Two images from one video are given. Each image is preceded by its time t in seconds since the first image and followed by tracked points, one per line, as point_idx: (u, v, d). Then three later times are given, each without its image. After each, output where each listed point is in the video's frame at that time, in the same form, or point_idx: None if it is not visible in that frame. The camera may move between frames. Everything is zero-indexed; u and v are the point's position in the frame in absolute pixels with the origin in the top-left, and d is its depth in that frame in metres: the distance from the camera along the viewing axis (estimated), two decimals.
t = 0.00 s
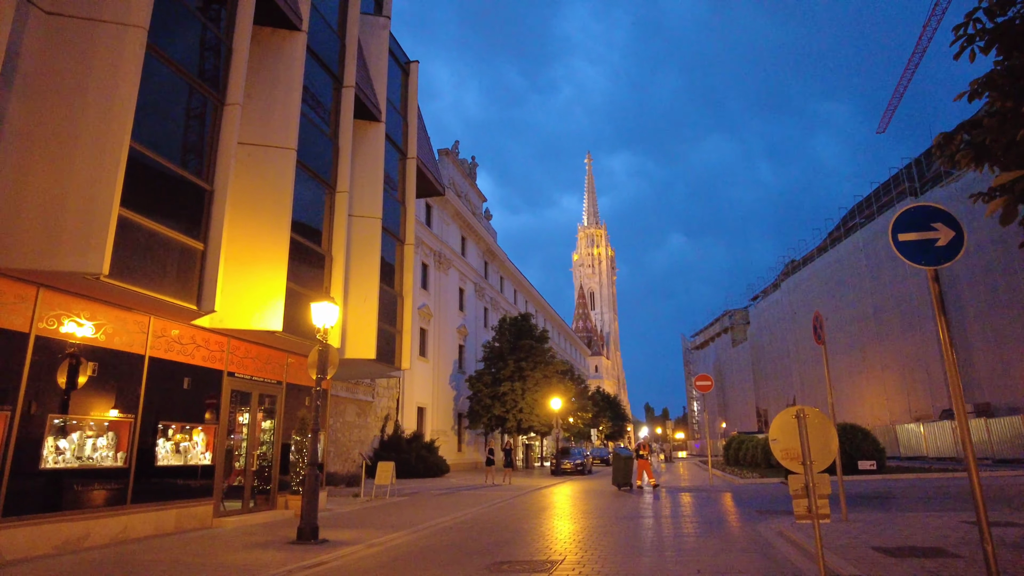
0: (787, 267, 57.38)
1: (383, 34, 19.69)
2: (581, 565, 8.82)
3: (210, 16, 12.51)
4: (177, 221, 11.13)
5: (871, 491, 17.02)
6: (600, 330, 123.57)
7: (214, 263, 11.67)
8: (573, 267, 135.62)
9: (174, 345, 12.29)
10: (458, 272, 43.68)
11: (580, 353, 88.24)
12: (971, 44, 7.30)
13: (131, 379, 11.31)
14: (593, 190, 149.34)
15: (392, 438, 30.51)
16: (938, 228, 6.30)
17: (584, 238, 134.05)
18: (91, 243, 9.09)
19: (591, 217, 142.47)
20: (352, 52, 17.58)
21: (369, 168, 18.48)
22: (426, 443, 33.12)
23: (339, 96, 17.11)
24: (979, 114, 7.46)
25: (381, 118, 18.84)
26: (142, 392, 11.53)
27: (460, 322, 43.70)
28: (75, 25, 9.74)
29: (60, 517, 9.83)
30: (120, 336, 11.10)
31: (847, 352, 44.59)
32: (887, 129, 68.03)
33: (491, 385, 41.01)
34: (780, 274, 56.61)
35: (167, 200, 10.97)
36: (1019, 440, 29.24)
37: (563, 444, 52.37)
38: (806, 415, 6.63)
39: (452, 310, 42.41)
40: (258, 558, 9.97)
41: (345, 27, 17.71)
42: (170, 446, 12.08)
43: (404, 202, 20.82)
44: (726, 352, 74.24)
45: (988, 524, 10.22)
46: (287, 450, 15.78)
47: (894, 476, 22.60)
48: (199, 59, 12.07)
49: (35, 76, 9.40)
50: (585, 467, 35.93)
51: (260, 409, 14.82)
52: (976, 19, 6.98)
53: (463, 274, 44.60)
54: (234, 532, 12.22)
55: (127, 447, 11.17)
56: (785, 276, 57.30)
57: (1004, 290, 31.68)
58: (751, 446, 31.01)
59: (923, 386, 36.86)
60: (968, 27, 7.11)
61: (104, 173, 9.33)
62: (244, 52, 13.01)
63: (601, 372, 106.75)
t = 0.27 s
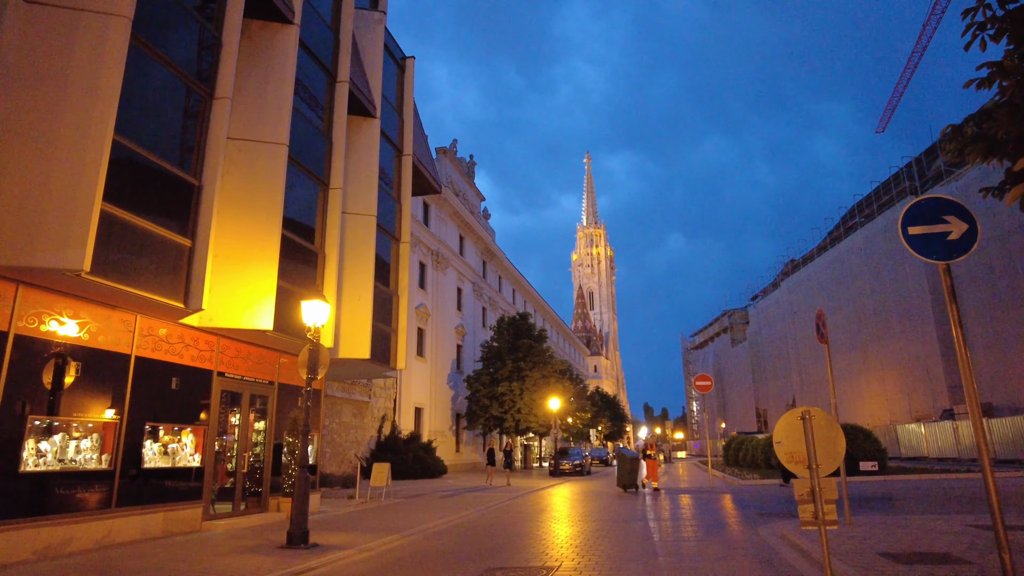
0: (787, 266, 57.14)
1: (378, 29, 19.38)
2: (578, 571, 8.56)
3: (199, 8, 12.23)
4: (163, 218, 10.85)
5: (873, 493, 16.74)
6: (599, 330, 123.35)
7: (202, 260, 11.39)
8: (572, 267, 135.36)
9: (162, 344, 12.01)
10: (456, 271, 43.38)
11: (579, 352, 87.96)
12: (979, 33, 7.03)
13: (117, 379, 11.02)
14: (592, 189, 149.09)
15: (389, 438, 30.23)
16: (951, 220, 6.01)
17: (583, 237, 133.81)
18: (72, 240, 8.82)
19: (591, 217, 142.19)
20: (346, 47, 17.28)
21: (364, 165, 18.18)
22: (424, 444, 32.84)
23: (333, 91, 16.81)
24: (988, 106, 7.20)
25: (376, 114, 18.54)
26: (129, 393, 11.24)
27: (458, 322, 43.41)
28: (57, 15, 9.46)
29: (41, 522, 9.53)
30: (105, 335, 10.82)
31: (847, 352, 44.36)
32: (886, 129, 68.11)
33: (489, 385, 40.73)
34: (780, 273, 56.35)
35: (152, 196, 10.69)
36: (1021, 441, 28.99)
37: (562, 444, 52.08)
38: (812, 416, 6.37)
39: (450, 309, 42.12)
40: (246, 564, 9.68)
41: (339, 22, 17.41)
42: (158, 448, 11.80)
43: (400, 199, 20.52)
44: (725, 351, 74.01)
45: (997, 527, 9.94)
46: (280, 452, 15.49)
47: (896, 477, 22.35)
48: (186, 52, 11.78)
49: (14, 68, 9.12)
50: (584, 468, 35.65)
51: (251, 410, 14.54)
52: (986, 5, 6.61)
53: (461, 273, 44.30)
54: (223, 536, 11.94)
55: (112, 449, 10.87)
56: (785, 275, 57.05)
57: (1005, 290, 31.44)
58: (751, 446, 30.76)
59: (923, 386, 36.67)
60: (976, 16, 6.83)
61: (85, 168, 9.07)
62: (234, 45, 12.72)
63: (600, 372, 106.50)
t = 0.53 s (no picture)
0: (789, 266, 56.85)
1: (377, 25, 19.17)
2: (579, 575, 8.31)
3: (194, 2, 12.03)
4: (156, 214, 10.64)
5: (880, 495, 16.48)
6: (600, 331, 122.99)
7: (196, 257, 11.19)
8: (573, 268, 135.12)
9: (156, 343, 11.80)
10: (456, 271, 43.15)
11: (580, 353, 87.69)
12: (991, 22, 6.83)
13: (110, 379, 10.80)
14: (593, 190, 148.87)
15: (389, 439, 30.01)
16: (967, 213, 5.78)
17: (585, 238, 133.60)
18: (61, 235, 8.62)
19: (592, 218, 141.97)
20: (345, 43, 17.07)
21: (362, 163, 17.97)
22: (424, 445, 32.62)
23: (331, 88, 16.61)
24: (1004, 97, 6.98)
25: (375, 112, 18.32)
26: (122, 393, 11.03)
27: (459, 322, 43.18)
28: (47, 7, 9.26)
29: (30, 525, 9.28)
30: (97, 334, 10.61)
31: (851, 352, 44.07)
32: (888, 129, 67.72)
33: (490, 386, 40.48)
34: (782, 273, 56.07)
35: (145, 192, 10.48)
36: None
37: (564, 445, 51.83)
38: (823, 415, 6.13)
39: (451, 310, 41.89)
40: (240, 567, 9.46)
41: (337, 18, 17.19)
42: (153, 449, 11.60)
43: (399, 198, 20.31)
44: (727, 352, 73.72)
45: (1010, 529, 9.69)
46: (278, 453, 15.28)
47: (901, 478, 22.10)
48: (181, 46, 11.57)
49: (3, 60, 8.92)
50: (586, 470, 35.40)
51: (248, 411, 14.33)
52: None
53: (462, 273, 44.08)
54: (218, 538, 11.72)
55: (104, 450, 10.64)
56: (787, 276, 56.77)
57: (1010, 289, 31.17)
58: (753, 447, 30.49)
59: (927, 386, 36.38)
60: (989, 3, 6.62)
61: (75, 162, 8.87)
62: (230, 40, 12.52)
63: (602, 373, 106.22)
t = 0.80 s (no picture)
0: (793, 267, 56.50)
1: (378, 21, 18.94)
2: None
3: None
4: (150, 208, 10.42)
5: (889, 497, 16.18)
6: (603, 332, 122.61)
7: (191, 253, 10.95)
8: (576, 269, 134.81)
9: (150, 341, 11.56)
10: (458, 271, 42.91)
11: (583, 355, 87.36)
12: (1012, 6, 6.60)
13: (103, 377, 10.57)
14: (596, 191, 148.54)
15: (391, 440, 29.77)
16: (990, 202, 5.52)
17: (587, 239, 133.27)
18: (50, 230, 8.37)
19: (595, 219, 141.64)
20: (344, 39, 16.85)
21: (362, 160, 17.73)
22: (426, 446, 32.37)
23: (331, 83, 16.39)
24: None
25: (375, 108, 18.09)
26: (115, 391, 10.79)
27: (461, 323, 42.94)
28: None
29: (18, 526, 9.03)
30: (89, 331, 10.37)
31: (856, 353, 43.73)
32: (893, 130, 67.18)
33: (493, 387, 40.20)
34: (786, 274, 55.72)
35: (138, 187, 10.26)
36: None
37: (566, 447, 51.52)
38: (838, 414, 5.88)
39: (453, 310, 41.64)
40: (235, 570, 9.21)
41: (337, 13, 16.97)
42: (147, 449, 11.36)
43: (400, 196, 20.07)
44: (731, 353, 73.32)
45: None
46: (276, 453, 15.05)
47: (909, 480, 21.77)
48: (177, 38, 11.35)
49: None
50: (589, 471, 35.10)
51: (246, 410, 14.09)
52: None
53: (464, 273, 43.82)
54: (213, 541, 11.48)
55: (96, 450, 10.39)
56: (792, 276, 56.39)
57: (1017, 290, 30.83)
58: (758, 448, 30.18)
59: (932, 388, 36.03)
60: None
61: (65, 155, 8.64)
62: (226, 32, 12.30)
63: (604, 375, 105.85)
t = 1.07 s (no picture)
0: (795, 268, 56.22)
1: (376, 18, 18.72)
2: None
3: None
4: (140, 206, 10.17)
5: (893, 501, 15.91)
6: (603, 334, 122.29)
7: (183, 251, 10.71)
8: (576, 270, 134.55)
9: (141, 341, 11.31)
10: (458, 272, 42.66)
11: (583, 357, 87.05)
12: None
13: (92, 378, 10.32)
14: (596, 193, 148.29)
15: (389, 443, 29.50)
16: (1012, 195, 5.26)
17: (588, 241, 132.98)
18: (35, 227, 8.11)
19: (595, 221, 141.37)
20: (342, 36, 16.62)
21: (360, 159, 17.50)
22: (425, 448, 32.12)
23: (328, 81, 16.16)
24: None
25: (373, 106, 17.86)
26: (105, 393, 10.54)
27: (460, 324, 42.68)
28: None
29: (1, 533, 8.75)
30: (77, 330, 10.11)
31: (858, 355, 43.44)
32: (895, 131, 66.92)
33: (493, 388, 39.91)
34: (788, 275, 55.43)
35: (128, 184, 10.01)
36: None
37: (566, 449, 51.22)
38: (850, 418, 5.60)
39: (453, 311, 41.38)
40: None
41: (334, 10, 16.74)
42: (138, 452, 11.11)
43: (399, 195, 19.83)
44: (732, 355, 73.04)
45: None
46: (271, 456, 14.79)
47: (913, 483, 21.52)
48: (168, 32, 11.11)
49: None
50: (589, 474, 34.81)
51: (240, 412, 13.84)
52: None
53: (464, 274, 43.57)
54: (205, 546, 11.22)
55: (84, 453, 10.10)
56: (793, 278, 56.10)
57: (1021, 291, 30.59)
58: (760, 451, 29.91)
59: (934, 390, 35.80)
60: None
61: (52, 150, 8.41)
62: (220, 27, 12.07)
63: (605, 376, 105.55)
